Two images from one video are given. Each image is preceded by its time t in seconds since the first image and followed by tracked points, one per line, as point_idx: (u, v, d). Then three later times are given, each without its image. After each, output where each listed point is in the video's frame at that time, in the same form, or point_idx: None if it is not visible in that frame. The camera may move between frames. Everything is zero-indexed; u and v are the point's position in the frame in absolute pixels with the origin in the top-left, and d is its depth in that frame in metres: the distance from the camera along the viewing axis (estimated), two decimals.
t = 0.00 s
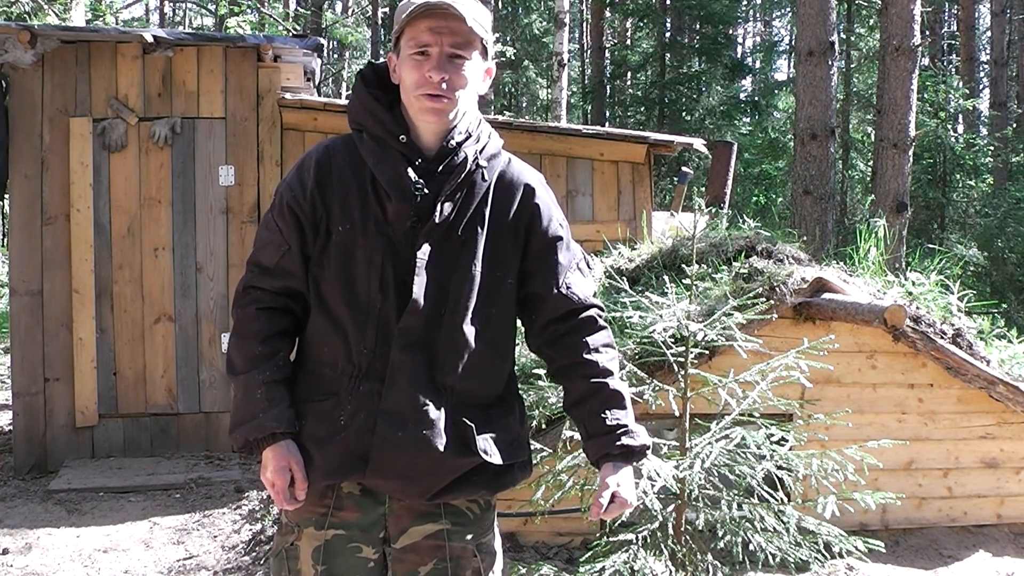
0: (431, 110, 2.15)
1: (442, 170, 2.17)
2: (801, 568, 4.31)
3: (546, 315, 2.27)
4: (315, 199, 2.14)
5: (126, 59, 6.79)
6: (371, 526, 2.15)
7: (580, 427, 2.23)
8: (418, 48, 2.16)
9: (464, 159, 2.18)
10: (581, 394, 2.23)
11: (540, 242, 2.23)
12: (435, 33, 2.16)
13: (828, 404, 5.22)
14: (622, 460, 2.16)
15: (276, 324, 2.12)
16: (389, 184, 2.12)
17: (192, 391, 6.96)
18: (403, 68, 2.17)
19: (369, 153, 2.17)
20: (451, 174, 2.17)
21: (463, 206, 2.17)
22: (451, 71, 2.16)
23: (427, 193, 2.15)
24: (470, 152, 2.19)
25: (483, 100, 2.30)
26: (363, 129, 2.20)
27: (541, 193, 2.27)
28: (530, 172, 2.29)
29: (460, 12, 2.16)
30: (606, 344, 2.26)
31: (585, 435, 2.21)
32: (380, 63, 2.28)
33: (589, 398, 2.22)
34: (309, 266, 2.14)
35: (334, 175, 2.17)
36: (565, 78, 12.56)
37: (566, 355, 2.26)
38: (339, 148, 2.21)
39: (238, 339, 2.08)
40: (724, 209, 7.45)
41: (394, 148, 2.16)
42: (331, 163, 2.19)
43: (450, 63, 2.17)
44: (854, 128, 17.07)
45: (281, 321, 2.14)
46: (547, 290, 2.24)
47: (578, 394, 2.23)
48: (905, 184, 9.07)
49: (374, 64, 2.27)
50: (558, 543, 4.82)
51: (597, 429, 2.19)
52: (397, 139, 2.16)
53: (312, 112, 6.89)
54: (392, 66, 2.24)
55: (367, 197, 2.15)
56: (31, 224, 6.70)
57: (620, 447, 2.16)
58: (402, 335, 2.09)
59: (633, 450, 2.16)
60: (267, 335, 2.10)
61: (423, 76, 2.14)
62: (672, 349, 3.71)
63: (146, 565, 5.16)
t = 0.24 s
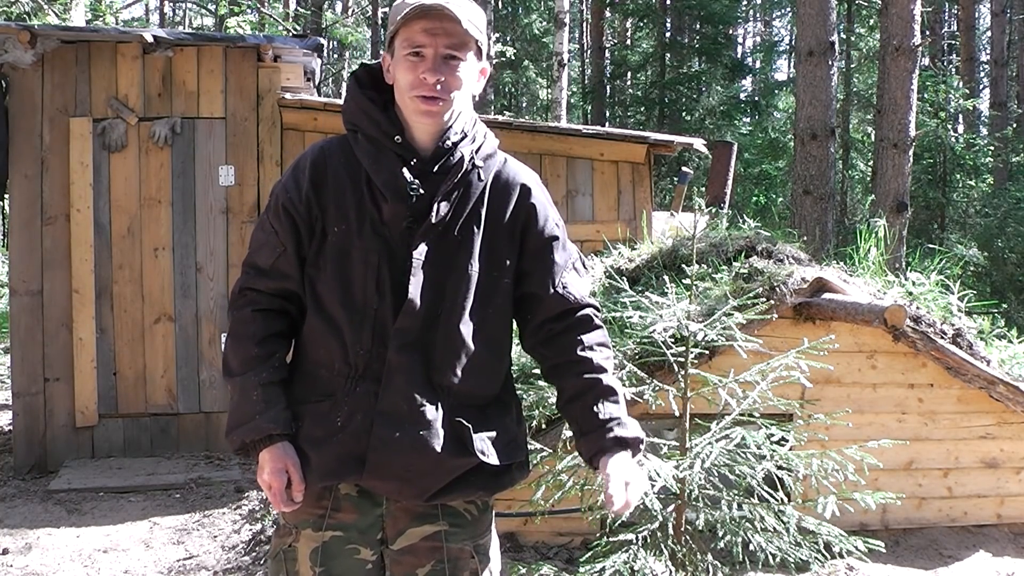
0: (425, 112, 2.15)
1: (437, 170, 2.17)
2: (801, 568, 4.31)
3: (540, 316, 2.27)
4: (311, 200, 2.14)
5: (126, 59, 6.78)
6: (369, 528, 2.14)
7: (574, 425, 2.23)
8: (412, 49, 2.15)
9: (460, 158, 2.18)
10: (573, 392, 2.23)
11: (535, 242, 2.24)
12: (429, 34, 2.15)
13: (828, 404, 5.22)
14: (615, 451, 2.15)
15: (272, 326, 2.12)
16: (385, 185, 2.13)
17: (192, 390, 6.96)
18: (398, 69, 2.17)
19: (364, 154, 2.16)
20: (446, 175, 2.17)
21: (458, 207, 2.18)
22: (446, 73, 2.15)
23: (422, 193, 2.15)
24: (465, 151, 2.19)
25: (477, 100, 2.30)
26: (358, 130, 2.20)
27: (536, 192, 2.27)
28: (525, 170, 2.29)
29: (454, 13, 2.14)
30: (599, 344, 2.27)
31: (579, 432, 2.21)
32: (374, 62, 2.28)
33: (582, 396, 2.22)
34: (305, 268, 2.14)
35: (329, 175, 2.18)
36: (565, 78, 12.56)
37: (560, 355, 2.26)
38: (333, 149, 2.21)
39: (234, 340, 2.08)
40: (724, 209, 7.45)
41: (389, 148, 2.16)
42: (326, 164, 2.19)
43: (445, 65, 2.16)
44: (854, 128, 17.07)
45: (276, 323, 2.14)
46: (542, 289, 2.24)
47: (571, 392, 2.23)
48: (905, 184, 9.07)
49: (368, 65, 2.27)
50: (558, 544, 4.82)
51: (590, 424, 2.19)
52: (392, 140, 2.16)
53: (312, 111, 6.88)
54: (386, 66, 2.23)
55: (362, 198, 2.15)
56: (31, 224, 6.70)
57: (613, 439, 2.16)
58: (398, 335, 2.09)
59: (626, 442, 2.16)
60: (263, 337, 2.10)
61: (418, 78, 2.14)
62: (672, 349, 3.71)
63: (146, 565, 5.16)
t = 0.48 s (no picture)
0: (423, 115, 2.14)
1: (428, 168, 2.18)
2: (801, 568, 4.31)
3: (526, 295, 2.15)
4: (305, 202, 2.17)
5: (126, 59, 6.79)
6: (367, 529, 2.14)
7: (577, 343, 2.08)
8: (414, 51, 2.14)
9: (449, 155, 2.18)
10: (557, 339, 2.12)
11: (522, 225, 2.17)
12: (432, 38, 2.13)
13: (828, 404, 5.22)
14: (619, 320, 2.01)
15: (268, 329, 2.14)
16: (378, 183, 2.14)
17: (192, 391, 6.96)
18: (397, 70, 2.15)
19: (357, 154, 2.18)
20: (435, 172, 2.17)
21: (448, 200, 2.17)
22: (448, 77, 2.14)
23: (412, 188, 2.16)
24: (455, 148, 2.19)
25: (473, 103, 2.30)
26: (351, 133, 2.22)
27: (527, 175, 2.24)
28: (517, 162, 2.27)
29: (461, 18, 2.13)
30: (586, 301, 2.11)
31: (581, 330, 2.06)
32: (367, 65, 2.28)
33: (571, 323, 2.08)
34: (300, 269, 2.16)
35: (322, 178, 2.20)
36: (565, 78, 12.56)
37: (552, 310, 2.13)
38: (327, 152, 2.23)
39: (231, 344, 2.12)
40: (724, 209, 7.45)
41: (382, 148, 2.18)
42: (320, 167, 2.22)
43: (447, 69, 2.15)
44: (854, 128, 17.07)
45: (273, 326, 2.16)
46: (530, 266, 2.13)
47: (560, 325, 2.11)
48: (905, 184, 9.07)
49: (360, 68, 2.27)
50: (558, 543, 4.83)
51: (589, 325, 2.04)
52: (384, 139, 2.18)
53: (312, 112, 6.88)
54: (382, 66, 2.22)
55: (355, 198, 2.17)
56: (31, 224, 6.70)
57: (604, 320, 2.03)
58: (391, 332, 2.09)
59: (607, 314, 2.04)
60: (259, 340, 2.12)
61: (419, 81, 2.13)
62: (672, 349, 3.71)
63: (146, 565, 5.16)
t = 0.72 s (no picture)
0: (417, 108, 2.13)
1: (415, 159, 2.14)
2: (801, 568, 4.30)
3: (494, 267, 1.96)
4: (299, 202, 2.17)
5: (126, 59, 6.78)
6: (370, 531, 2.13)
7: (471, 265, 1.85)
8: (411, 45, 2.16)
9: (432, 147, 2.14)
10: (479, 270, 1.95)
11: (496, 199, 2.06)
12: (430, 31, 2.16)
13: (828, 404, 5.22)
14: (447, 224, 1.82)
15: (267, 331, 2.17)
16: (368, 177, 2.10)
17: (192, 390, 6.95)
18: (393, 64, 2.16)
19: (349, 152, 2.16)
20: (418, 161, 2.13)
21: (433, 188, 2.10)
22: (444, 71, 2.15)
23: (399, 178, 2.10)
24: (439, 138, 2.15)
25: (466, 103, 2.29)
26: (346, 132, 2.20)
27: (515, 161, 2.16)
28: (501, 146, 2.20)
29: (457, 14, 2.17)
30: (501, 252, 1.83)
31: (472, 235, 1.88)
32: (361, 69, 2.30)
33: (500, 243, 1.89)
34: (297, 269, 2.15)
35: (316, 178, 2.19)
36: (565, 79, 12.56)
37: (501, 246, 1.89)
38: (321, 152, 2.23)
39: (231, 348, 2.16)
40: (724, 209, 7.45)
41: (371, 143, 2.15)
42: (314, 168, 2.21)
43: (442, 63, 2.16)
44: (854, 128, 17.07)
45: (273, 328, 2.18)
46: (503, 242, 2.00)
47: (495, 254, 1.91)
48: (905, 184, 9.06)
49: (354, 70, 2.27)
50: (559, 544, 4.82)
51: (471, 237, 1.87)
52: (374, 134, 2.15)
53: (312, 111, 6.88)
54: (377, 64, 2.23)
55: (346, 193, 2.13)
56: (31, 224, 6.70)
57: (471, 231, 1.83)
58: (383, 325, 2.06)
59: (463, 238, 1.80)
60: (258, 342, 2.16)
61: (416, 73, 2.13)
62: (672, 349, 3.71)
63: (146, 565, 5.16)
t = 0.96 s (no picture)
0: (387, 106, 2.08)
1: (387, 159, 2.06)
2: (801, 568, 4.31)
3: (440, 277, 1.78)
4: (292, 212, 2.23)
5: (126, 59, 6.79)
6: (357, 528, 2.12)
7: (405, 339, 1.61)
8: (371, 45, 2.10)
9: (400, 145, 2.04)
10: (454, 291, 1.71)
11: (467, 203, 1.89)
12: (385, 28, 2.09)
13: (828, 404, 5.22)
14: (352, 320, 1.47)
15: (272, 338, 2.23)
16: (342, 184, 2.09)
17: (192, 390, 6.95)
18: (358, 67, 2.12)
19: (336, 160, 2.17)
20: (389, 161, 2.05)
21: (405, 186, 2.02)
22: (406, 64, 2.08)
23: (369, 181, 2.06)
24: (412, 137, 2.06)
25: (447, 93, 2.20)
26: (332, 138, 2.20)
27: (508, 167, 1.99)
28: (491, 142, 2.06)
29: (408, 5, 2.08)
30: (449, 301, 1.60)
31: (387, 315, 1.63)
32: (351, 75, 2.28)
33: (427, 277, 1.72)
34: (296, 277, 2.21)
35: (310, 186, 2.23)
36: (565, 78, 12.56)
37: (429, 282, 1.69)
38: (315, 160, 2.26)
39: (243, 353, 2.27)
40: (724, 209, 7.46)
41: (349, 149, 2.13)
42: (308, 176, 2.24)
43: (403, 57, 2.09)
44: (854, 128, 17.08)
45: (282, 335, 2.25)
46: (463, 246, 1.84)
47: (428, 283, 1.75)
48: (905, 184, 9.07)
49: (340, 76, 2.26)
50: (558, 543, 4.82)
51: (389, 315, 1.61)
52: (351, 140, 2.12)
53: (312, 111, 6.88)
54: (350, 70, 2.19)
55: (329, 202, 2.13)
56: (31, 224, 6.70)
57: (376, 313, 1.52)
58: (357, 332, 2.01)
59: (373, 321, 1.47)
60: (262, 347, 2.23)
61: (378, 72, 2.07)
62: (672, 349, 3.71)
63: (146, 565, 5.16)
